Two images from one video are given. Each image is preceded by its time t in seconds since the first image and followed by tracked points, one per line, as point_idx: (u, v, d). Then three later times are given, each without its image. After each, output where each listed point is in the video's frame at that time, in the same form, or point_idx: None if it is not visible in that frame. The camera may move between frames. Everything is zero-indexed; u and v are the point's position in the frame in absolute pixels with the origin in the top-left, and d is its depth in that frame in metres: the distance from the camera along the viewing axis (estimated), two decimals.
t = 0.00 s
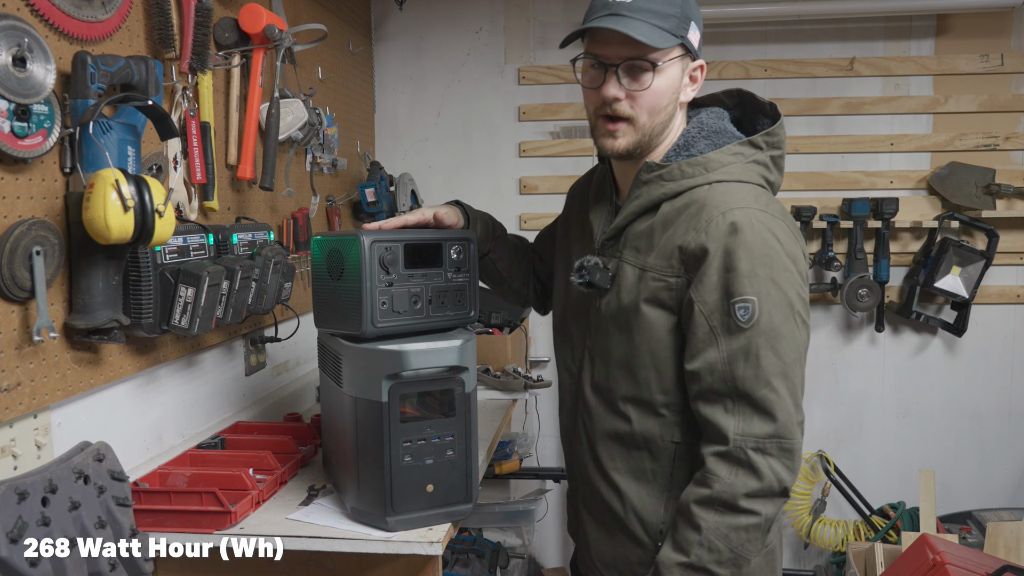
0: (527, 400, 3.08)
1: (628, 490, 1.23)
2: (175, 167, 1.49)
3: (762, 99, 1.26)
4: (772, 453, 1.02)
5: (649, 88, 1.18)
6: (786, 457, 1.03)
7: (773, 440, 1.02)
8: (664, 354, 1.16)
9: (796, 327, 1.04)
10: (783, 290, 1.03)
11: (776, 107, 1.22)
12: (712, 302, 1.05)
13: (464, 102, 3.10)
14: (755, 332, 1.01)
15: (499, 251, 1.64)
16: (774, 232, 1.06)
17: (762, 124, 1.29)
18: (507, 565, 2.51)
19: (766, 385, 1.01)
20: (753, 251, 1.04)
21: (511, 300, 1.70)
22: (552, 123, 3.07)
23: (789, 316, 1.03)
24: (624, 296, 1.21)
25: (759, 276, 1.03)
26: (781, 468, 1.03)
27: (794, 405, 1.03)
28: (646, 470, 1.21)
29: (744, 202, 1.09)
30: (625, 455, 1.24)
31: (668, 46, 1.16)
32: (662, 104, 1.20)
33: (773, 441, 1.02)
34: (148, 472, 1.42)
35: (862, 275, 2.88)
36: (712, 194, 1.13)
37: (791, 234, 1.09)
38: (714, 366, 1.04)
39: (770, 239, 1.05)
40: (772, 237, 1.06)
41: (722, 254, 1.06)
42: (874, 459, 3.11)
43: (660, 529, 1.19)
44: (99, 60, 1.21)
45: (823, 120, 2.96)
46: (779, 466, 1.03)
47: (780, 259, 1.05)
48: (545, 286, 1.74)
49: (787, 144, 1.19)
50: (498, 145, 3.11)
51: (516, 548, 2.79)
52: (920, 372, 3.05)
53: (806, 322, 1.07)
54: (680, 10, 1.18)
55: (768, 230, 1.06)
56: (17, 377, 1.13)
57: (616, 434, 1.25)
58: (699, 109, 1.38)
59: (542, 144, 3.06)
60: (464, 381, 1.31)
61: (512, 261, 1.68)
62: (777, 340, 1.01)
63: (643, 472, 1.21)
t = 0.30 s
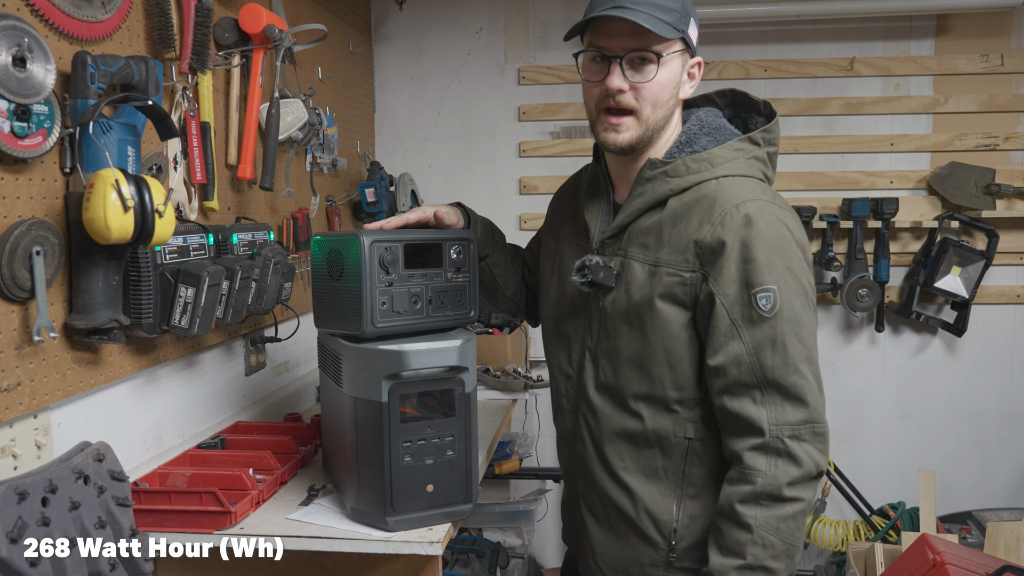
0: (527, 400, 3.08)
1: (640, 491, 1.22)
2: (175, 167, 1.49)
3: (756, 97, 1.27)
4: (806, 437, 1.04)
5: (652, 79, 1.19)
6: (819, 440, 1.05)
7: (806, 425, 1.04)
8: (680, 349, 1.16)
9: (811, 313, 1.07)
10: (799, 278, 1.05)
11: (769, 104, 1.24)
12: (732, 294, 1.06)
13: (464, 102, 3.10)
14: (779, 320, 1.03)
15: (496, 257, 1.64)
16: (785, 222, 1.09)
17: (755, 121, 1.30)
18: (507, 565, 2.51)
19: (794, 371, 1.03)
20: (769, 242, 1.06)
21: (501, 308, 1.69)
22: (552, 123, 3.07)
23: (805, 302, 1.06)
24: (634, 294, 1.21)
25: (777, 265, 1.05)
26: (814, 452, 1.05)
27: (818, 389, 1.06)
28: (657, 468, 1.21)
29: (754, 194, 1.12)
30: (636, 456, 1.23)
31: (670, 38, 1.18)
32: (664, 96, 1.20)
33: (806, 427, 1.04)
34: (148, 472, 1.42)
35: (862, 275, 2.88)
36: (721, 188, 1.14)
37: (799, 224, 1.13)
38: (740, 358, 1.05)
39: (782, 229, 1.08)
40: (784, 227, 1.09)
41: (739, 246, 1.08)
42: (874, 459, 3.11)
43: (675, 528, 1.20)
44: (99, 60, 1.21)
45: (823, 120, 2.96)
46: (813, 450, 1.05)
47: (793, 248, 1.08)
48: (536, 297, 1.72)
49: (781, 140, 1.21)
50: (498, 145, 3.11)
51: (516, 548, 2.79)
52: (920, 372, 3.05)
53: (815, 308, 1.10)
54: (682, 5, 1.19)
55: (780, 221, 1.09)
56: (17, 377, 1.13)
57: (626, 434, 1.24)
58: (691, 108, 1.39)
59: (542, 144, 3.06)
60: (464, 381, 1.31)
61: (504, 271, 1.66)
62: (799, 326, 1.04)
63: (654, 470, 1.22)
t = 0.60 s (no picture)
0: (527, 401, 3.08)
1: (634, 489, 1.22)
2: (175, 167, 1.49)
3: (752, 97, 1.27)
4: (798, 436, 1.04)
5: (652, 78, 1.19)
6: (811, 439, 1.05)
7: (798, 424, 1.03)
8: (674, 347, 1.16)
9: (805, 313, 1.07)
10: (793, 277, 1.05)
11: (767, 103, 1.24)
12: (726, 292, 1.06)
13: (464, 102, 3.10)
14: (772, 319, 1.03)
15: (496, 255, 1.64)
16: (781, 222, 1.09)
17: (752, 121, 1.30)
18: (507, 565, 2.51)
19: (787, 369, 1.02)
20: (764, 241, 1.06)
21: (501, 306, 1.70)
22: (552, 123, 3.07)
23: (800, 302, 1.06)
24: (629, 292, 1.21)
25: (771, 264, 1.05)
26: (807, 450, 1.05)
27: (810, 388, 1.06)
28: (652, 466, 1.21)
29: (749, 193, 1.11)
30: (630, 453, 1.23)
31: (671, 37, 1.18)
32: (663, 95, 1.21)
33: (798, 425, 1.03)
34: (148, 472, 1.42)
35: (862, 275, 2.88)
36: (716, 187, 1.14)
37: (795, 223, 1.12)
38: (732, 356, 1.05)
39: (777, 229, 1.08)
40: (779, 226, 1.09)
41: (734, 245, 1.08)
42: (874, 460, 3.11)
43: (668, 526, 1.20)
44: (99, 60, 1.21)
45: (823, 120, 2.96)
46: (805, 449, 1.05)
47: (788, 248, 1.08)
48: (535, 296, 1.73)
49: (777, 140, 1.21)
50: (498, 145, 3.11)
51: (516, 548, 2.79)
52: (920, 372, 3.05)
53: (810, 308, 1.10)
54: (684, 4, 1.20)
55: (775, 220, 1.09)
56: (17, 377, 1.13)
57: (621, 431, 1.24)
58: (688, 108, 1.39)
59: (542, 144, 3.06)
60: (464, 380, 1.31)
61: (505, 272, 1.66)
62: (793, 325, 1.03)
63: (649, 468, 1.22)
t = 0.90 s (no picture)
0: (528, 401, 3.09)
1: (630, 488, 1.22)
2: (175, 167, 1.49)
3: (761, 100, 1.27)
4: (786, 443, 1.03)
5: (608, 86, 1.18)
6: (799, 446, 1.04)
7: (787, 431, 1.03)
8: (671, 349, 1.16)
9: (801, 320, 1.06)
10: (790, 284, 1.05)
11: (775, 106, 1.23)
12: (722, 296, 1.06)
13: (464, 102, 3.10)
14: (767, 324, 1.02)
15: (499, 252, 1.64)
16: (781, 227, 1.08)
17: (760, 124, 1.30)
18: (507, 565, 2.51)
19: (779, 376, 1.02)
20: (762, 245, 1.05)
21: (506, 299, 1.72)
22: (552, 123, 3.08)
23: (796, 309, 1.05)
24: (628, 292, 1.21)
25: (769, 269, 1.04)
26: (795, 457, 1.04)
27: (803, 395, 1.05)
28: (648, 466, 1.21)
29: (750, 197, 1.11)
30: (628, 452, 1.23)
31: (617, 42, 1.16)
32: (626, 98, 1.19)
33: (787, 432, 1.03)
34: (148, 472, 1.42)
35: (862, 275, 2.88)
36: (717, 190, 1.14)
37: (795, 229, 1.11)
38: (726, 359, 1.04)
39: (777, 234, 1.07)
40: (779, 232, 1.08)
41: (732, 248, 1.07)
42: (873, 460, 3.12)
43: (663, 526, 1.20)
44: (99, 60, 1.21)
45: (823, 120, 2.96)
46: (793, 456, 1.04)
47: (788, 254, 1.07)
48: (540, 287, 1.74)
49: (784, 143, 1.20)
50: (498, 145, 3.11)
51: (516, 548, 2.79)
52: (920, 372, 3.05)
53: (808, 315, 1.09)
54: (642, 4, 1.17)
55: (775, 226, 1.08)
56: (17, 377, 1.13)
57: (618, 431, 1.24)
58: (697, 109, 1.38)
59: (542, 144, 3.06)
60: (464, 381, 1.31)
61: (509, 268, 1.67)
62: (787, 332, 1.03)
63: (644, 467, 1.22)
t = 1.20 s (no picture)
0: (528, 401, 3.09)
1: (617, 486, 1.22)
2: (175, 167, 1.49)
3: (769, 104, 1.26)
4: (766, 453, 1.03)
5: (574, 102, 1.25)
6: (781, 458, 1.03)
7: (768, 441, 1.02)
8: (657, 353, 1.16)
9: (788, 329, 1.05)
10: (776, 293, 1.03)
11: (782, 112, 1.22)
12: (706, 303, 1.06)
13: (464, 102, 3.10)
14: (749, 334, 1.01)
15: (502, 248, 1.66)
16: (770, 235, 1.07)
17: (768, 128, 1.29)
18: (507, 565, 2.51)
19: (760, 386, 1.01)
20: (748, 253, 1.04)
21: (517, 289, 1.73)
22: (552, 123, 3.08)
23: (782, 318, 1.04)
24: (618, 295, 1.21)
25: (754, 278, 1.03)
26: (776, 469, 1.04)
27: (786, 406, 1.04)
28: (635, 465, 1.21)
29: (739, 203, 1.10)
30: (616, 451, 1.24)
31: (574, 63, 1.21)
32: (592, 114, 1.24)
33: (767, 443, 1.02)
34: (148, 472, 1.42)
35: (862, 275, 2.88)
36: (708, 195, 1.13)
37: (787, 237, 1.10)
38: (708, 367, 1.04)
39: (765, 242, 1.06)
40: (768, 240, 1.06)
41: (717, 255, 1.07)
42: (873, 460, 3.12)
43: (646, 525, 1.19)
44: (99, 60, 1.21)
45: (823, 120, 2.96)
46: (774, 467, 1.03)
47: (776, 262, 1.05)
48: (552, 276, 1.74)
49: (790, 149, 1.19)
50: (498, 145, 3.11)
51: (516, 548, 2.79)
52: (920, 372, 3.05)
53: (798, 324, 1.08)
54: (598, 22, 1.19)
55: (764, 233, 1.06)
56: (17, 377, 1.13)
57: (607, 429, 1.25)
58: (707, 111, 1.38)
59: (542, 144, 3.06)
60: (464, 380, 1.31)
61: (516, 256, 1.69)
62: (770, 342, 1.02)
63: (633, 467, 1.22)
